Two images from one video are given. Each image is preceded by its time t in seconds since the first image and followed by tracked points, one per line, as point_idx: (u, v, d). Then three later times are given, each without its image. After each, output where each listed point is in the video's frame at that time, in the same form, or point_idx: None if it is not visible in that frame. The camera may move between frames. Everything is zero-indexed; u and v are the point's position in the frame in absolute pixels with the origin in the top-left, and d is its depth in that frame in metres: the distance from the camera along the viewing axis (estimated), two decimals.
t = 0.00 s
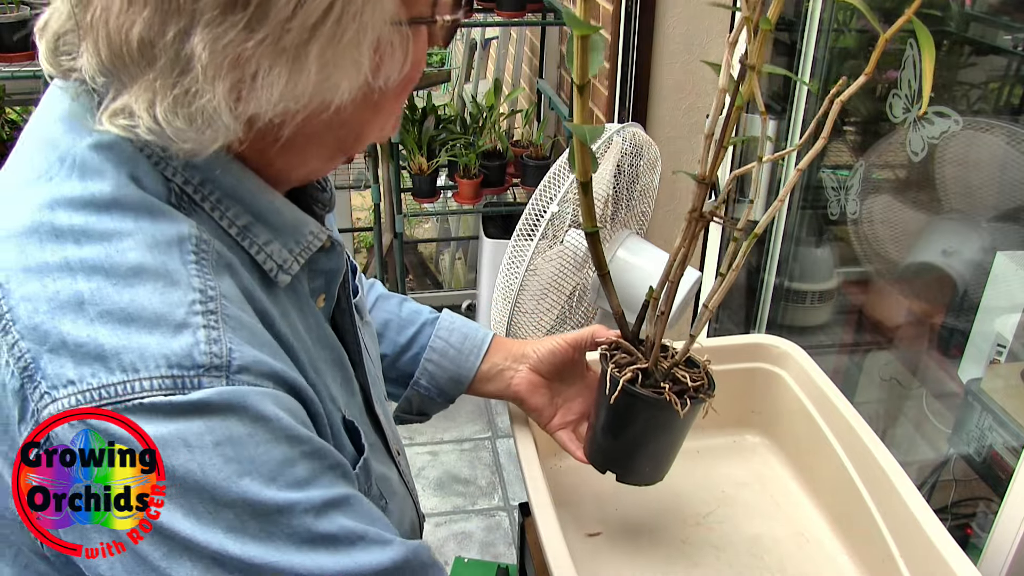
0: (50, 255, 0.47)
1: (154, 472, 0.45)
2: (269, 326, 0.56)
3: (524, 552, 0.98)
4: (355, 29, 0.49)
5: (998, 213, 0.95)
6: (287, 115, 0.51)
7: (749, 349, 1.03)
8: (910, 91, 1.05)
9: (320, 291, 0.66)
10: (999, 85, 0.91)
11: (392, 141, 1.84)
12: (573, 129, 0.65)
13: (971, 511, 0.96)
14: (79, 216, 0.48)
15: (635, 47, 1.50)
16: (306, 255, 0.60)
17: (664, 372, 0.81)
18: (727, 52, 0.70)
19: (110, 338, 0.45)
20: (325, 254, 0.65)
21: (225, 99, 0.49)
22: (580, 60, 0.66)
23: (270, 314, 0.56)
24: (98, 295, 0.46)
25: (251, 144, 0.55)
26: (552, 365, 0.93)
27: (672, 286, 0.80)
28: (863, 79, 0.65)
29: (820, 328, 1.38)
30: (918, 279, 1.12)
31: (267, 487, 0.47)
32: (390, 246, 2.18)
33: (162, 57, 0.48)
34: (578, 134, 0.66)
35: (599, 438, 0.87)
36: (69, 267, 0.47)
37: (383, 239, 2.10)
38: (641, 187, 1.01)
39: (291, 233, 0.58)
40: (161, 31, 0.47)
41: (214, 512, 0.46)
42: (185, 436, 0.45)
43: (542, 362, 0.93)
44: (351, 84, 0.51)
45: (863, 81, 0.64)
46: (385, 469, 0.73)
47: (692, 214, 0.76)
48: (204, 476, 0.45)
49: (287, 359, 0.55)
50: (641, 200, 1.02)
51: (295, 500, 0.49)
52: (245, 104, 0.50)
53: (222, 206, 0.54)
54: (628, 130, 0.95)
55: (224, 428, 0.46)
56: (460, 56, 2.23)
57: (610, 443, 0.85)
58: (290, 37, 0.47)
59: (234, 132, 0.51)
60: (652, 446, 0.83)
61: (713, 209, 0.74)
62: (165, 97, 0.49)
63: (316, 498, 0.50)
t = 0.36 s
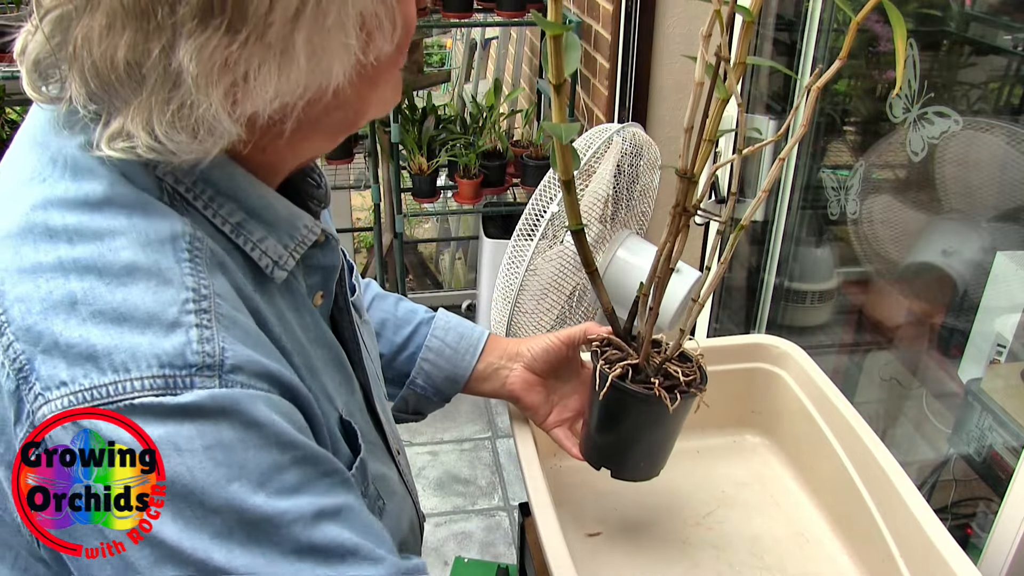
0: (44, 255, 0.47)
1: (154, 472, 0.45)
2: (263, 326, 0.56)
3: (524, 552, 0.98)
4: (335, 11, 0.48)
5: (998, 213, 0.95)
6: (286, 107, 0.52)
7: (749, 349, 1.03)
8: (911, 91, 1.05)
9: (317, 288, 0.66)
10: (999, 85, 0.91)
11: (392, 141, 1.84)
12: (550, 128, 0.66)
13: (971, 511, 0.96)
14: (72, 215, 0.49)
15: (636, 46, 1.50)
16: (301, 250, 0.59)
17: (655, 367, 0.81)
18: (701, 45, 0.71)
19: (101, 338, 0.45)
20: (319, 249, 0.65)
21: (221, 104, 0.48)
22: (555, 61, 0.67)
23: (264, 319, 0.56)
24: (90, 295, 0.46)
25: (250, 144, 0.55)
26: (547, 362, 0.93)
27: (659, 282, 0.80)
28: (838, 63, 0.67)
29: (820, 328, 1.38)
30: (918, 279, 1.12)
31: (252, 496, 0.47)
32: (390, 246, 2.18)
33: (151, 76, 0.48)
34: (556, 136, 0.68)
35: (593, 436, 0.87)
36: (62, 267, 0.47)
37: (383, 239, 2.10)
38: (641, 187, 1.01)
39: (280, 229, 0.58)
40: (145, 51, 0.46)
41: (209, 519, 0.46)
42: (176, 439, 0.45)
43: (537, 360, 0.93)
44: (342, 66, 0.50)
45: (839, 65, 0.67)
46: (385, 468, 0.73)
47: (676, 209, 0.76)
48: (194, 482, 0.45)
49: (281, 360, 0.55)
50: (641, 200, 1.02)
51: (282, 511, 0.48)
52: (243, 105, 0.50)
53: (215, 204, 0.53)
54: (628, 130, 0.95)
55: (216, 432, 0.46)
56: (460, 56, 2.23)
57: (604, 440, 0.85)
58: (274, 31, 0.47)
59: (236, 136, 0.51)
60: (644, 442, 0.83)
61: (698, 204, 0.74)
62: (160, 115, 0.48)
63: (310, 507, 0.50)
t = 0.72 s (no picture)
0: (4, 259, 0.47)
1: (154, 472, 0.46)
2: (231, 352, 0.55)
3: (524, 552, 0.98)
4: (334, 11, 0.48)
5: (998, 213, 0.95)
6: (283, 107, 0.51)
7: (749, 349, 1.03)
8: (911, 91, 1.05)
9: (310, 295, 0.66)
10: (999, 85, 0.91)
11: (392, 141, 1.84)
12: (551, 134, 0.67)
13: (971, 511, 0.96)
14: (42, 222, 0.49)
15: (635, 47, 1.50)
16: (290, 258, 0.60)
17: (654, 373, 0.82)
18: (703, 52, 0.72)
19: (39, 357, 0.44)
20: (311, 259, 0.64)
21: (219, 102, 0.48)
22: (557, 64, 0.67)
23: (237, 349, 0.55)
24: (38, 308, 0.45)
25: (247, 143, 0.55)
26: (547, 366, 0.93)
27: (659, 288, 0.81)
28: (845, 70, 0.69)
29: (820, 328, 1.38)
30: (918, 279, 1.12)
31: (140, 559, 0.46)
32: (390, 246, 2.18)
33: (149, 73, 0.47)
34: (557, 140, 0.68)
35: (592, 439, 0.87)
36: (18, 275, 0.46)
37: (383, 239, 2.10)
38: (641, 187, 1.01)
39: (275, 235, 0.59)
40: (143, 48, 0.46)
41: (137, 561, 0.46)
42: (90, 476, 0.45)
43: (537, 364, 0.93)
44: (339, 65, 0.50)
45: (845, 72, 0.69)
46: (383, 473, 0.73)
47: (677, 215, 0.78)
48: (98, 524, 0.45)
49: (230, 398, 0.54)
50: (641, 200, 1.02)
51: None
52: (240, 103, 0.49)
53: (204, 208, 0.54)
54: (628, 130, 0.95)
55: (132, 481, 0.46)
56: (460, 57, 2.23)
57: (604, 443, 0.85)
58: (271, 29, 0.47)
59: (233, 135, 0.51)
60: (643, 445, 0.83)
61: (699, 210, 0.75)
62: (158, 112, 0.48)
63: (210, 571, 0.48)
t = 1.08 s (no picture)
0: None
1: (154, 472, 0.47)
2: (229, 345, 0.55)
3: (524, 552, 0.98)
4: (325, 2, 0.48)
5: (998, 213, 0.95)
6: (275, 99, 0.51)
7: (749, 349, 1.03)
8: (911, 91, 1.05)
9: (303, 293, 0.66)
10: (999, 85, 0.91)
11: (392, 141, 1.84)
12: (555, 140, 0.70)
13: (971, 511, 0.96)
14: (25, 216, 0.49)
15: (636, 47, 1.50)
16: (281, 256, 0.59)
17: (655, 378, 0.84)
18: (710, 59, 0.74)
19: (25, 350, 0.45)
20: (302, 255, 0.64)
21: (210, 94, 0.48)
22: (562, 70, 0.68)
23: (233, 341, 0.55)
24: (22, 301, 0.46)
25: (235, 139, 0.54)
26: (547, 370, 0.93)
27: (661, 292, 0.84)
28: (848, 75, 0.75)
29: (820, 328, 1.38)
30: (918, 279, 1.11)
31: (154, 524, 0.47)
32: (390, 246, 2.18)
33: (140, 64, 0.47)
34: (562, 146, 0.70)
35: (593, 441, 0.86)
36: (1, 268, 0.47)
37: (383, 239, 2.10)
38: (641, 187, 1.01)
39: (265, 233, 0.58)
40: (135, 39, 0.46)
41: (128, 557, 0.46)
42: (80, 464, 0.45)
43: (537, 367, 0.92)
44: (332, 57, 0.50)
45: (846, 77, 0.76)
46: (381, 475, 0.72)
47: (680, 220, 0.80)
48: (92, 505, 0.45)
49: (226, 392, 0.53)
50: (641, 200, 1.02)
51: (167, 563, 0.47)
52: (232, 95, 0.49)
53: (193, 205, 0.54)
54: (628, 130, 0.95)
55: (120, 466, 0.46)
56: (460, 56, 2.23)
57: (604, 446, 0.85)
58: (263, 20, 0.47)
59: (225, 128, 0.50)
60: (644, 449, 0.83)
61: (700, 216, 0.78)
62: (150, 104, 0.48)
63: (218, 537, 0.49)
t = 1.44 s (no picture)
0: None
1: (154, 472, 0.46)
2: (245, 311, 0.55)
3: (524, 552, 0.98)
4: None
5: (998, 213, 0.95)
6: (277, 82, 0.51)
7: (748, 349, 1.03)
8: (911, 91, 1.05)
9: (304, 280, 0.66)
10: (999, 85, 0.91)
11: (392, 141, 1.84)
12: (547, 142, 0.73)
13: (971, 511, 0.96)
14: (26, 198, 0.50)
15: (636, 47, 1.50)
16: (282, 239, 0.59)
17: (654, 375, 0.84)
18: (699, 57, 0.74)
19: (47, 321, 0.45)
20: (301, 240, 0.64)
21: (214, 75, 0.48)
22: (551, 71, 0.68)
23: (248, 305, 0.55)
24: (36, 275, 0.46)
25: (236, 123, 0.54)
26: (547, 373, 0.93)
27: (657, 291, 0.83)
28: (837, 71, 0.71)
29: (820, 328, 1.38)
30: (918, 279, 1.11)
31: (206, 458, 0.48)
32: (390, 246, 2.18)
33: (143, 49, 0.47)
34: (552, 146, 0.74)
35: (592, 440, 0.86)
36: (10, 246, 0.47)
37: (383, 239, 2.10)
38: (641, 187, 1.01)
39: (265, 218, 0.57)
40: (137, 25, 0.47)
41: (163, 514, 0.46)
42: (124, 420, 0.45)
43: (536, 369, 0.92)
44: (331, 36, 0.50)
45: (837, 73, 0.70)
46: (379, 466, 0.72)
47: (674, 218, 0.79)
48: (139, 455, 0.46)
49: (251, 347, 0.54)
50: (641, 200, 1.02)
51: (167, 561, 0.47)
52: (234, 76, 0.49)
53: (195, 191, 0.53)
54: (629, 130, 0.94)
55: (164, 415, 0.46)
56: (460, 56, 2.23)
57: (604, 442, 0.85)
58: None
59: (229, 111, 0.50)
60: (644, 445, 0.83)
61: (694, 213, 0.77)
62: (155, 88, 0.48)
63: (270, 456, 0.51)
